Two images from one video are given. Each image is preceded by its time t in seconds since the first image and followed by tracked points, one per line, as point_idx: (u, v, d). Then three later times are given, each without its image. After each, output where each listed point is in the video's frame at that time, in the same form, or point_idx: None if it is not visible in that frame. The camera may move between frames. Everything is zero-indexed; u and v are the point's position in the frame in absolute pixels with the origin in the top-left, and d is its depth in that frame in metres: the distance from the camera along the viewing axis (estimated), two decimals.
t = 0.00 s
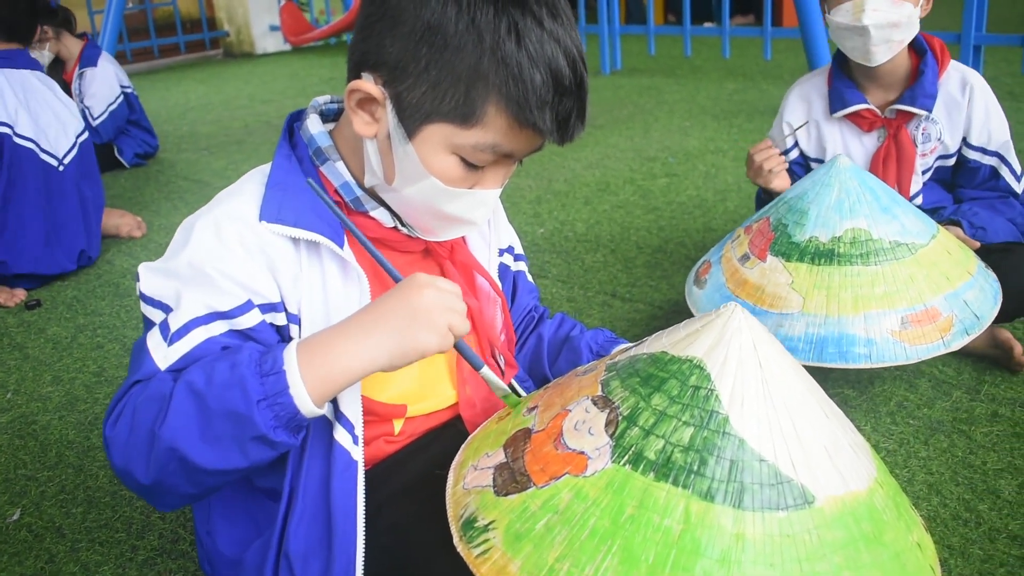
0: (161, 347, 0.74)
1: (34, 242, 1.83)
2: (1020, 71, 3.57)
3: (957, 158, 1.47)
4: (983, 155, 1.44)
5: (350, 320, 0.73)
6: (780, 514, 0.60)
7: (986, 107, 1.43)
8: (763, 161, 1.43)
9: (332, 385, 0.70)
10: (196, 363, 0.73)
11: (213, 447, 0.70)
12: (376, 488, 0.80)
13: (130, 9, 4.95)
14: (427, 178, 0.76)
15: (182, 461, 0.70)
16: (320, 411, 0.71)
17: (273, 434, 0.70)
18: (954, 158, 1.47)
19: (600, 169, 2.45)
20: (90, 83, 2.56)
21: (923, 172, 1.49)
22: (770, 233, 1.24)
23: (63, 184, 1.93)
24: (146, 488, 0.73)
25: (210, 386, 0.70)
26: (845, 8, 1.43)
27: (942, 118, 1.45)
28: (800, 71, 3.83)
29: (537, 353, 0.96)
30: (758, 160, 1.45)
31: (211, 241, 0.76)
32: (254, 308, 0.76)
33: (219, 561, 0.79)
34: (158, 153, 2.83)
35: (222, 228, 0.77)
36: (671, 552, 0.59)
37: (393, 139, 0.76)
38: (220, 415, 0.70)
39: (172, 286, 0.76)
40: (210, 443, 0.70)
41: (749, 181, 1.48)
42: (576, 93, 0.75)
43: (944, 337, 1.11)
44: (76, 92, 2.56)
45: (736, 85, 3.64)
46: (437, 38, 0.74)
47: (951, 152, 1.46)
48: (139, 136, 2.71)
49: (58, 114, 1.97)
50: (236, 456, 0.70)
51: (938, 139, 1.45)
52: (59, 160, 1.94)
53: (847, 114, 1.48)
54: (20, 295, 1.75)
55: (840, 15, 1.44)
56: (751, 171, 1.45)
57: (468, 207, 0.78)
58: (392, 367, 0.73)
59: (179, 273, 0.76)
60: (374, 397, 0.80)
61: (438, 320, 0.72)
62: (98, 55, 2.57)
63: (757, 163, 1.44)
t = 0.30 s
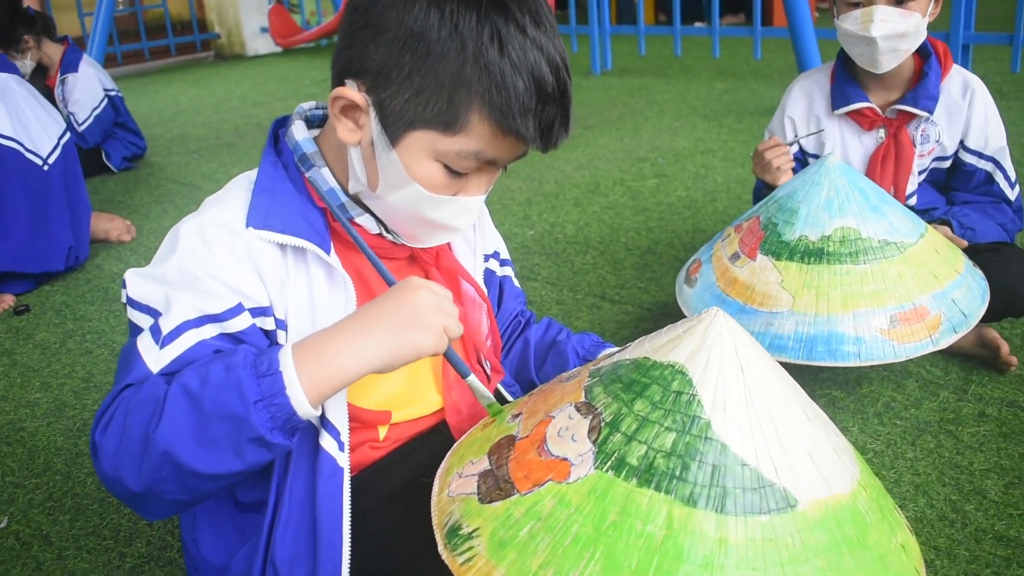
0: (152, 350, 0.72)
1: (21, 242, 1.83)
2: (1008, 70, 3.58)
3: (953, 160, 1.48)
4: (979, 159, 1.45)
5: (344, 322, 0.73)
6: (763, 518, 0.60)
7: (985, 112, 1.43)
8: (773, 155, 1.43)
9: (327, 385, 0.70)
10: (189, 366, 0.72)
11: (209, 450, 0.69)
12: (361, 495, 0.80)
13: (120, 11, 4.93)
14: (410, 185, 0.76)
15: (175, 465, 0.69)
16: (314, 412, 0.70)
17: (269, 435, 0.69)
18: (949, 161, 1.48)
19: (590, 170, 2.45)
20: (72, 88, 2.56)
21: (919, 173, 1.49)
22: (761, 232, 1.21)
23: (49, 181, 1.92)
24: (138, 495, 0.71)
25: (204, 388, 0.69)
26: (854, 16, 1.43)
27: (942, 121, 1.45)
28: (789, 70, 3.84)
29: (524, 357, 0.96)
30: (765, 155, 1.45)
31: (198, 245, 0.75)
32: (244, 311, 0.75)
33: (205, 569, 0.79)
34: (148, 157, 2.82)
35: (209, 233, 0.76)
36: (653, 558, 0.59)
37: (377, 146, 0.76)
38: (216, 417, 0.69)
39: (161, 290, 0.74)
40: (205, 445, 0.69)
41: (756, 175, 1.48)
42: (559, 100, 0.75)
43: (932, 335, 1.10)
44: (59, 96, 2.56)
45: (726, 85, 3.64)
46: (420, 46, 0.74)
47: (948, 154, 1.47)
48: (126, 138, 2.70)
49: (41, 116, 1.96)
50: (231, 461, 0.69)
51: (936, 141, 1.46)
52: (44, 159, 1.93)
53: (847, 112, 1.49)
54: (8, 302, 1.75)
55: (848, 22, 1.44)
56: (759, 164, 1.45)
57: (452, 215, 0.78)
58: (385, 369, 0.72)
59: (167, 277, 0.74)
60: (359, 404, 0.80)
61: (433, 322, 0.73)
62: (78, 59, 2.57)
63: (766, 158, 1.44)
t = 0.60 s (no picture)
0: (116, 365, 0.72)
1: None
2: (983, 70, 3.61)
3: (930, 160, 1.48)
4: (956, 159, 1.45)
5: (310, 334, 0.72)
6: (728, 530, 0.60)
7: (963, 112, 1.44)
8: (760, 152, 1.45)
9: (292, 398, 0.70)
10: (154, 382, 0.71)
11: (172, 467, 0.69)
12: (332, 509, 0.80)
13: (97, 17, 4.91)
14: (378, 200, 0.76)
15: (140, 482, 0.69)
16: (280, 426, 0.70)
17: (234, 450, 0.69)
18: (926, 160, 1.48)
19: (567, 174, 2.45)
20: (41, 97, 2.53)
21: (896, 173, 1.49)
22: (734, 237, 1.22)
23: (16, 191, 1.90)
24: (103, 512, 0.71)
25: (168, 404, 0.69)
26: (835, 44, 1.41)
27: (922, 121, 1.46)
28: (767, 71, 3.86)
29: (496, 366, 0.96)
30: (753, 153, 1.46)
31: (162, 259, 0.75)
32: (209, 326, 0.75)
33: None
34: (124, 164, 2.81)
35: (175, 247, 0.76)
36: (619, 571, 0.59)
37: (343, 160, 0.76)
38: (179, 433, 0.68)
39: (126, 305, 0.74)
40: (170, 463, 0.69)
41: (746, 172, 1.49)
42: (525, 113, 0.75)
43: (904, 339, 1.10)
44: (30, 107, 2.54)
45: (704, 87, 3.66)
46: (386, 60, 0.74)
47: (925, 153, 1.47)
48: (100, 143, 2.68)
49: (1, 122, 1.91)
50: (195, 476, 0.69)
51: (914, 139, 1.47)
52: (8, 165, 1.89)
53: (827, 112, 1.50)
54: None
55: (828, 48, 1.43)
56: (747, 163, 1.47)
57: (420, 228, 0.78)
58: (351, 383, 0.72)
59: (134, 294, 0.74)
60: (327, 418, 0.80)
61: (399, 333, 0.73)
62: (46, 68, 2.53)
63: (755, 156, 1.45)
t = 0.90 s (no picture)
0: (68, 392, 0.71)
1: None
2: (951, 77, 3.64)
3: (896, 171, 1.49)
4: (922, 171, 1.47)
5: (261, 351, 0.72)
6: (684, 549, 0.60)
7: (928, 125, 1.46)
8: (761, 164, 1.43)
9: (246, 415, 0.69)
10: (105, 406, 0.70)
11: (126, 490, 0.68)
12: (291, 530, 0.79)
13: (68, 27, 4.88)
14: (333, 218, 0.76)
15: (94, 506, 0.68)
16: (235, 446, 0.69)
17: (188, 470, 0.68)
18: (893, 171, 1.49)
19: (539, 184, 2.45)
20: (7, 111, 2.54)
21: (862, 184, 1.50)
22: (699, 250, 1.21)
23: None
24: (58, 538, 0.71)
25: (120, 426, 0.68)
26: (805, 77, 1.42)
27: (888, 133, 1.47)
28: (739, 80, 3.88)
29: (460, 382, 0.96)
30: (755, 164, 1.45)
31: (115, 282, 0.74)
32: (166, 348, 0.74)
33: None
34: (93, 176, 2.79)
35: (127, 269, 0.75)
36: None
37: (298, 179, 0.76)
38: (132, 455, 0.68)
39: (79, 329, 0.73)
40: (123, 486, 0.68)
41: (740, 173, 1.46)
42: (480, 130, 0.75)
43: (868, 352, 1.10)
44: None
45: (676, 96, 3.67)
46: (338, 79, 0.73)
47: (891, 165, 1.49)
48: (68, 155, 2.66)
49: None
50: (150, 498, 0.68)
51: (881, 151, 1.47)
52: None
53: (796, 124, 1.51)
54: None
55: (798, 80, 1.43)
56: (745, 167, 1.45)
57: (376, 245, 0.78)
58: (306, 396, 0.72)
59: (86, 316, 0.73)
60: (288, 437, 0.80)
61: (350, 344, 0.73)
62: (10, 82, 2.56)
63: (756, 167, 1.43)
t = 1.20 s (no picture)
0: (8, 408, 0.70)
1: None
2: (916, 82, 3.68)
3: (857, 177, 1.51)
4: (882, 176, 1.48)
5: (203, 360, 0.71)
6: (631, 559, 0.59)
7: (890, 132, 1.47)
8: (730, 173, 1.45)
9: (188, 428, 0.68)
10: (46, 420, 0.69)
11: (67, 506, 0.67)
12: (239, 546, 0.78)
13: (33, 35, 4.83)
14: (281, 230, 0.75)
15: (35, 523, 0.68)
16: (178, 457, 0.69)
17: (130, 483, 0.67)
18: (854, 177, 1.51)
19: (505, 191, 2.45)
20: None
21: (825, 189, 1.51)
22: (658, 258, 1.21)
23: None
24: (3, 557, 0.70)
25: (60, 441, 0.67)
26: (771, 88, 1.42)
27: (850, 139, 1.48)
28: (707, 85, 3.90)
29: (416, 394, 0.95)
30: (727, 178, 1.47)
31: (58, 297, 0.73)
32: (110, 362, 0.73)
33: None
34: (57, 186, 2.76)
35: (69, 282, 0.74)
36: None
37: (244, 191, 0.75)
38: (72, 470, 0.67)
39: (21, 344, 0.72)
40: (65, 501, 0.67)
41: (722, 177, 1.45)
42: (427, 141, 0.75)
43: (825, 360, 1.11)
44: None
45: (644, 101, 3.68)
46: (283, 90, 0.73)
47: (852, 171, 1.50)
48: (31, 164, 2.64)
49: None
50: (93, 513, 0.67)
51: (842, 158, 1.49)
52: None
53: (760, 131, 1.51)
54: None
55: (763, 90, 1.43)
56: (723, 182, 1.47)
57: (325, 257, 0.78)
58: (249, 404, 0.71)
59: (27, 331, 0.72)
60: (240, 451, 0.79)
61: (293, 350, 0.71)
62: None
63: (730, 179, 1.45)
